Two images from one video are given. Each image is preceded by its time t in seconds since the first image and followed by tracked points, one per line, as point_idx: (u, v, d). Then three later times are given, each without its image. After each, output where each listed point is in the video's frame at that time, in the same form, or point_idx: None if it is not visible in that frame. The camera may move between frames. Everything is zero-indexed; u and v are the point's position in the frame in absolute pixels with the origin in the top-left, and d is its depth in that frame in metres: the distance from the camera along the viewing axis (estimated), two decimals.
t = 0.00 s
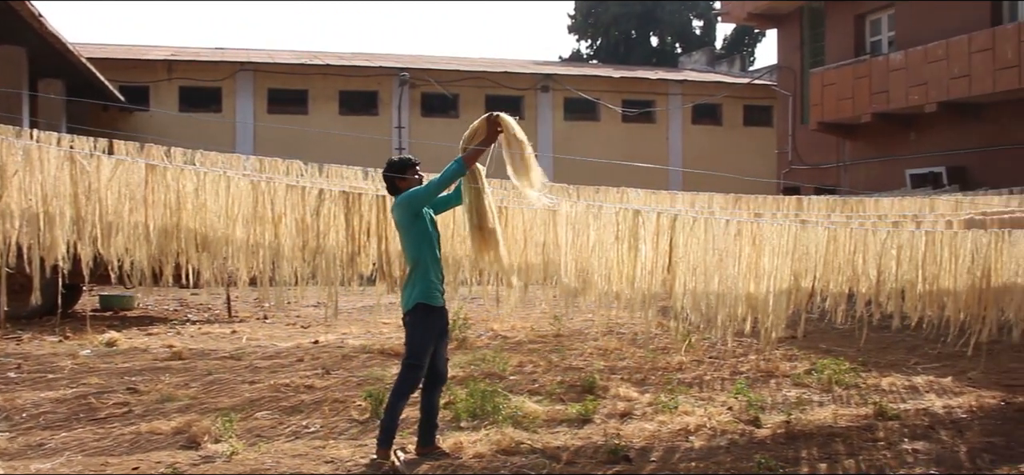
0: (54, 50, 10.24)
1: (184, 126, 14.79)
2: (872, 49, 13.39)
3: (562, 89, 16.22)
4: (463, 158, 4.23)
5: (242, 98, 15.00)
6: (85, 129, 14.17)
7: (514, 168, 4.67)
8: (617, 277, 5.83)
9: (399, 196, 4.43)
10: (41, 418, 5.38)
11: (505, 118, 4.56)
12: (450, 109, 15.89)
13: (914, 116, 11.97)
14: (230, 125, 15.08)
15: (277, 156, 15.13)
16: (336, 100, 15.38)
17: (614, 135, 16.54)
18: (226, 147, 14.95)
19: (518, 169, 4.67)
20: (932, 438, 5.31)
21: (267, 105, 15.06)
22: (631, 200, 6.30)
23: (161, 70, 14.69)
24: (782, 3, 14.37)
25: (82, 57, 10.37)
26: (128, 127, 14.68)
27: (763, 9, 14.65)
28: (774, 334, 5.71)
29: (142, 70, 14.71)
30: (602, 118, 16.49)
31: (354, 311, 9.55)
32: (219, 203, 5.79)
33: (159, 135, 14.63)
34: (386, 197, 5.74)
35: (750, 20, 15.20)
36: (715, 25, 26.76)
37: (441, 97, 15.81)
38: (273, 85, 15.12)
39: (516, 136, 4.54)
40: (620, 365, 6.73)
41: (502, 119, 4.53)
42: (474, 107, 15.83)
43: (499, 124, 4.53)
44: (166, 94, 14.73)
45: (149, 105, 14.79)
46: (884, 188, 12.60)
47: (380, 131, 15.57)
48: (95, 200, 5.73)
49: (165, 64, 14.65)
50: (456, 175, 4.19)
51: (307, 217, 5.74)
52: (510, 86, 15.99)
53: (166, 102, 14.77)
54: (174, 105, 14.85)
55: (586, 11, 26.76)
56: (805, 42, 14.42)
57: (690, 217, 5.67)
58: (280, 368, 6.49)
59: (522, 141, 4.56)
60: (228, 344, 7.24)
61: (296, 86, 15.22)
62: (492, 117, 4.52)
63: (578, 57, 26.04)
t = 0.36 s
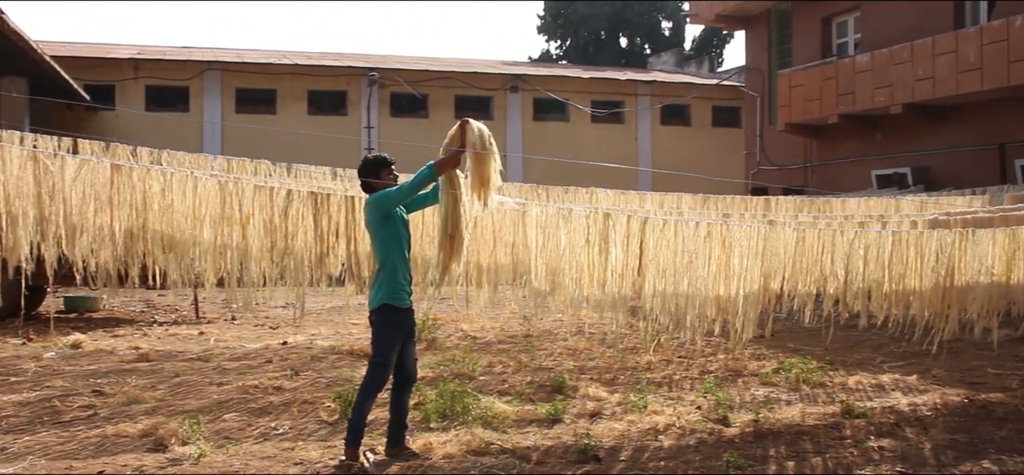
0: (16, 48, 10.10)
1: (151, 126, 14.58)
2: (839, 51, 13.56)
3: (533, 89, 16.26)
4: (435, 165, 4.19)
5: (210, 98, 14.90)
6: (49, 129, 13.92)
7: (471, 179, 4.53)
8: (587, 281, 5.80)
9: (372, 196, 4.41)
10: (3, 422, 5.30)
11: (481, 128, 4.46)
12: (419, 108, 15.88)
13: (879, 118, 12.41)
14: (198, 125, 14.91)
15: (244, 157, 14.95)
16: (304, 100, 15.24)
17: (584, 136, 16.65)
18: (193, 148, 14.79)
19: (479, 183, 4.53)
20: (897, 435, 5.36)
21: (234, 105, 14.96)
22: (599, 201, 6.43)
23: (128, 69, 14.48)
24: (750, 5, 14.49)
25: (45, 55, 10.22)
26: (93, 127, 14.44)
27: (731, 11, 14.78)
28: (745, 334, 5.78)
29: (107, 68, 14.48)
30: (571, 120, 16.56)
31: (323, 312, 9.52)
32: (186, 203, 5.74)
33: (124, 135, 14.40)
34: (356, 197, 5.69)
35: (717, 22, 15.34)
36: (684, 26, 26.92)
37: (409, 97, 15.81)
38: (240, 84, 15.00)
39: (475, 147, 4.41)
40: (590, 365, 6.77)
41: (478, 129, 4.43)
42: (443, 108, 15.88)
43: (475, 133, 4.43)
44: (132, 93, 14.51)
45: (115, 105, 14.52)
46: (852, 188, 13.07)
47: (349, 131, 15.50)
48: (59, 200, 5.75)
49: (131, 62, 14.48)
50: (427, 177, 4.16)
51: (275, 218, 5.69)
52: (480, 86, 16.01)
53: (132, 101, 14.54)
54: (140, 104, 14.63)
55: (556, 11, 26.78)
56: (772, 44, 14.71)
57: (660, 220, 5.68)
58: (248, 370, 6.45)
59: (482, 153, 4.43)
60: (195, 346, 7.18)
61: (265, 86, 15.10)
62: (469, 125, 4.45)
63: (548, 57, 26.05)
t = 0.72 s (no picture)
0: None
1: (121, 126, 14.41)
2: (809, 52, 13.65)
3: (505, 89, 16.30)
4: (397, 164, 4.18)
5: (180, 97, 14.76)
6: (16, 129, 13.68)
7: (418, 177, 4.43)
8: (563, 282, 5.80)
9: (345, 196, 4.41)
10: None
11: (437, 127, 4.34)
12: (392, 109, 15.82)
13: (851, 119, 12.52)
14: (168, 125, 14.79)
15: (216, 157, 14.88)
16: (276, 100, 15.19)
17: (554, 137, 16.81)
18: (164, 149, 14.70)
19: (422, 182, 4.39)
20: (867, 433, 5.42)
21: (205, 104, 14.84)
22: (573, 201, 6.47)
23: (96, 68, 14.27)
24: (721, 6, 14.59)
25: (12, 53, 10.08)
26: (61, 127, 14.21)
27: (703, 12, 14.84)
28: (722, 336, 5.77)
29: (75, 67, 14.25)
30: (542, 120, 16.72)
31: (295, 313, 9.49)
32: (156, 204, 5.69)
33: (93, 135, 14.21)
34: (328, 197, 5.67)
35: (689, 23, 15.39)
36: (657, 27, 27.08)
37: (383, 97, 15.73)
38: (211, 84, 14.88)
39: (416, 144, 4.33)
40: (562, 365, 6.80)
41: (433, 127, 4.33)
42: (414, 108, 15.81)
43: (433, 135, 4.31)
44: (101, 92, 14.32)
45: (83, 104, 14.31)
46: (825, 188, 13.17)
47: (322, 131, 15.46)
48: (25, 200, 5.63)
49: (101, 61, 14.29)
50: (390, 178, 4.13)
51: (246, 219, 5.65)
52: (454, 86, 15.98)
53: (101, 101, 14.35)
54: (109, 103, 14.43)
55: (529, 11, 26.84)
56: (744, 45, 14.83)
57: (633, 220, 5.69)
58: (219, 371, 6.41)
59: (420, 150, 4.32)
60: (165, 347, 7.13)
61: (236, 85, 15.00)
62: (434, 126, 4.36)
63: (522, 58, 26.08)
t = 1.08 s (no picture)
0: None
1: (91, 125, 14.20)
2: (782, 53, 13.75)
3: (478, 89, 16.31)
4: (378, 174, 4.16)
5: (151, 96, 14.60)
6: None
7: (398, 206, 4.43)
8: (534, 283, 5.76)
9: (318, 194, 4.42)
10: None
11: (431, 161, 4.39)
12: (365, 109, 15.81)
13: (822, 120, 12.66)
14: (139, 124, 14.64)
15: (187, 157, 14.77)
16: (249, 99, 15.08)
17: (529, 138, 16.85)
18: (136, 149, 14.58)
19: (397, 215, 4.41)
20: (838, 431, 5.46)
21: (177, 104, 14.75)
22: (546, 202, 6.57)
23: (66, 66, 14.03)
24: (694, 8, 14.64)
25: None
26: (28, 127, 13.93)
27: (676, 13, 14.90)
28: (694, 340, 5.68)
29: (42, 65, 13.97)
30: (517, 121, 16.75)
31: (268, 314, 9.46)
32: (127, 204, 5.65)
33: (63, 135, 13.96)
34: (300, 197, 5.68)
35: (662, 25, 15.43)
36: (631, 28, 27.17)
37: (355, 98, 15.71)
38: (183, 83, 14.75)
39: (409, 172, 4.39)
40: (536, 365, 6.85)
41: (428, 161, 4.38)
42: (388, 107, 15.79)
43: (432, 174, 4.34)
44: (71, 91, 14.07)
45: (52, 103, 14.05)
46: (798, 188, 13.29)
47: (294, 131, 15.46)
48: None
49: (71, 59, 14.02)
50: (368, 186, 4.14)
51: (218, 219, 5.63)
52: (427, 86, 16.00)
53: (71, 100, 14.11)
54: (78, 102, 14.19)
55: (503, 12, 26.86)
56: (716, 47, 14.98)
57: (606, 222, 5.68)
58: (191, 373, 6.37)
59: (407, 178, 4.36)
60: (137, 349, 7.08)
61: (208, 83, 14.85)
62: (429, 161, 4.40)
63: (497, 58, 26.06)
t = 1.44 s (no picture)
0: None
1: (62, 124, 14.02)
2: (756, 55, 13.86)
3: (454, 89, 16.29)
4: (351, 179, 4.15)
5: (124, 95, 14.45)
6: None
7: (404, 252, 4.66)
8: (511, 288, 5.73)
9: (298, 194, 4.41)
10: None
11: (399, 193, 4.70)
12: (339, 110, 15.75)
13: (795, 120, 12.75)
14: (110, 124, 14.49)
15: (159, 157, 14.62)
16: (223, 99, 15.01)
17: (503, 139, 16.89)
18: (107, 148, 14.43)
19: (407, 259, 4.66)
20: (812, 430, 5.50)
21: (149, 104, 14.58)
22: (521, 202, 6.68)
23: (36, 65, 13.83)
24: (670, 8, 14.69)
25: None
26: None
27: (651, 14, 14.96)
28: (669, 338, 5.77)
29: (12, 63, 13.77)
30: (493, 121, 16.78)
31: (243, 315, 9.43)
32: (99, 205, 5.62)
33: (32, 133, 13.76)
34: (274, 198, 5.61)
35: (638, 25, 15.45)
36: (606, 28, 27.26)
37: (329, 97, 15.63)
38: (157, 82, 14.62)
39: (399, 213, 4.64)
40: (512, 365, 6.88)
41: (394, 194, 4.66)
42: (363, 107, 15.76)
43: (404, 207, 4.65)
44: (41, 90, 13.88)
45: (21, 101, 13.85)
46: (772, 188, 13.39)
47: (268, 131, 15.35)
48: None
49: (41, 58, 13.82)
50: (339, 191, 4.12)
51: (191, 220, 5.58)
52: (401, 86, 15.95)
53: (41, 98, 13.92)
54: (48, 101, 14.01)
55: (479, 11, 26.87)
56: (691, 47, 15.04)
57: (581, 225, 5.67)
58: (165, 374, 6.34)
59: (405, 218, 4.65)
60: (109, 351, 7.02)
61: (182, 82, 14.76)
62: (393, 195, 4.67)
63: (473, 58, 26.03)
